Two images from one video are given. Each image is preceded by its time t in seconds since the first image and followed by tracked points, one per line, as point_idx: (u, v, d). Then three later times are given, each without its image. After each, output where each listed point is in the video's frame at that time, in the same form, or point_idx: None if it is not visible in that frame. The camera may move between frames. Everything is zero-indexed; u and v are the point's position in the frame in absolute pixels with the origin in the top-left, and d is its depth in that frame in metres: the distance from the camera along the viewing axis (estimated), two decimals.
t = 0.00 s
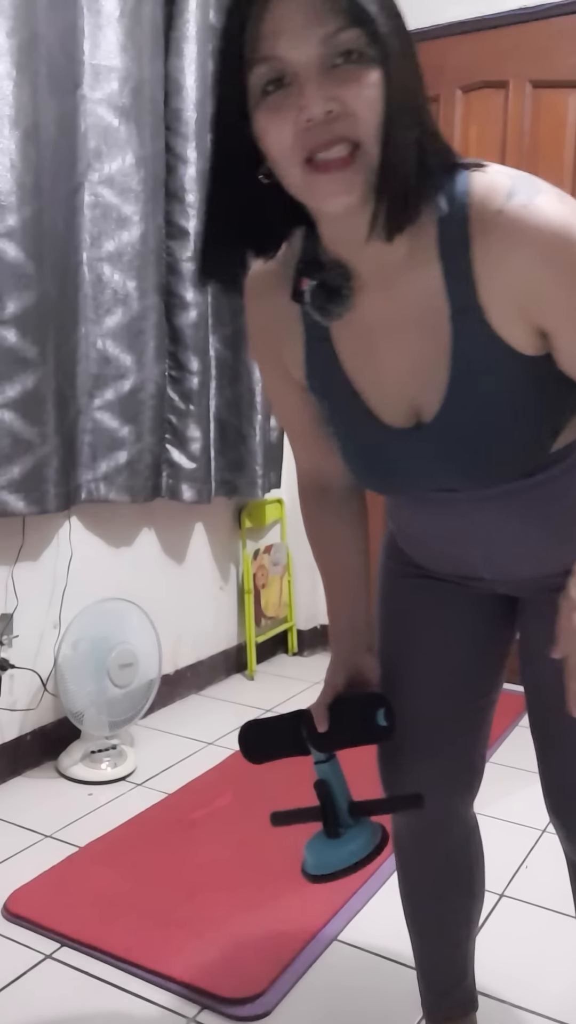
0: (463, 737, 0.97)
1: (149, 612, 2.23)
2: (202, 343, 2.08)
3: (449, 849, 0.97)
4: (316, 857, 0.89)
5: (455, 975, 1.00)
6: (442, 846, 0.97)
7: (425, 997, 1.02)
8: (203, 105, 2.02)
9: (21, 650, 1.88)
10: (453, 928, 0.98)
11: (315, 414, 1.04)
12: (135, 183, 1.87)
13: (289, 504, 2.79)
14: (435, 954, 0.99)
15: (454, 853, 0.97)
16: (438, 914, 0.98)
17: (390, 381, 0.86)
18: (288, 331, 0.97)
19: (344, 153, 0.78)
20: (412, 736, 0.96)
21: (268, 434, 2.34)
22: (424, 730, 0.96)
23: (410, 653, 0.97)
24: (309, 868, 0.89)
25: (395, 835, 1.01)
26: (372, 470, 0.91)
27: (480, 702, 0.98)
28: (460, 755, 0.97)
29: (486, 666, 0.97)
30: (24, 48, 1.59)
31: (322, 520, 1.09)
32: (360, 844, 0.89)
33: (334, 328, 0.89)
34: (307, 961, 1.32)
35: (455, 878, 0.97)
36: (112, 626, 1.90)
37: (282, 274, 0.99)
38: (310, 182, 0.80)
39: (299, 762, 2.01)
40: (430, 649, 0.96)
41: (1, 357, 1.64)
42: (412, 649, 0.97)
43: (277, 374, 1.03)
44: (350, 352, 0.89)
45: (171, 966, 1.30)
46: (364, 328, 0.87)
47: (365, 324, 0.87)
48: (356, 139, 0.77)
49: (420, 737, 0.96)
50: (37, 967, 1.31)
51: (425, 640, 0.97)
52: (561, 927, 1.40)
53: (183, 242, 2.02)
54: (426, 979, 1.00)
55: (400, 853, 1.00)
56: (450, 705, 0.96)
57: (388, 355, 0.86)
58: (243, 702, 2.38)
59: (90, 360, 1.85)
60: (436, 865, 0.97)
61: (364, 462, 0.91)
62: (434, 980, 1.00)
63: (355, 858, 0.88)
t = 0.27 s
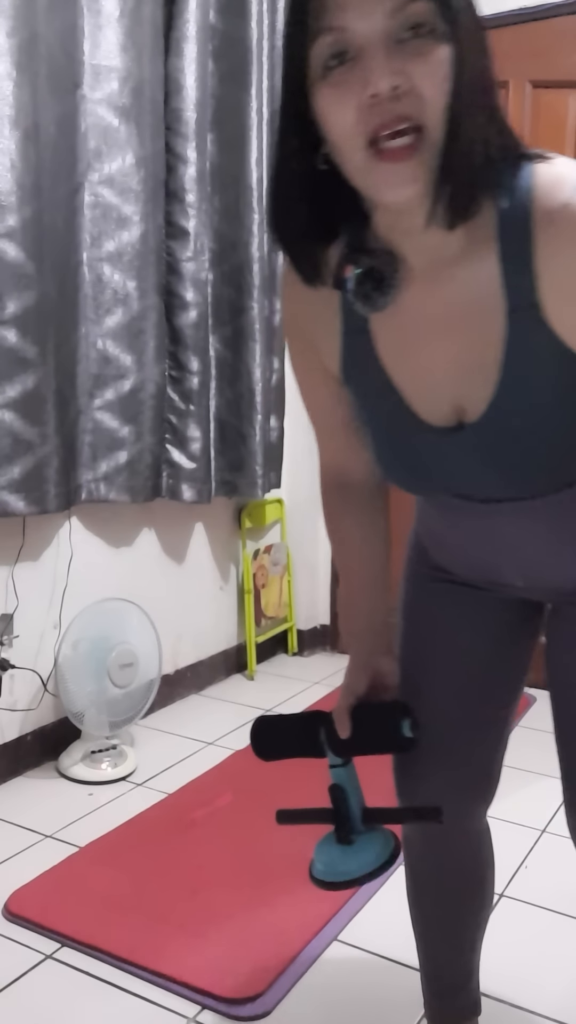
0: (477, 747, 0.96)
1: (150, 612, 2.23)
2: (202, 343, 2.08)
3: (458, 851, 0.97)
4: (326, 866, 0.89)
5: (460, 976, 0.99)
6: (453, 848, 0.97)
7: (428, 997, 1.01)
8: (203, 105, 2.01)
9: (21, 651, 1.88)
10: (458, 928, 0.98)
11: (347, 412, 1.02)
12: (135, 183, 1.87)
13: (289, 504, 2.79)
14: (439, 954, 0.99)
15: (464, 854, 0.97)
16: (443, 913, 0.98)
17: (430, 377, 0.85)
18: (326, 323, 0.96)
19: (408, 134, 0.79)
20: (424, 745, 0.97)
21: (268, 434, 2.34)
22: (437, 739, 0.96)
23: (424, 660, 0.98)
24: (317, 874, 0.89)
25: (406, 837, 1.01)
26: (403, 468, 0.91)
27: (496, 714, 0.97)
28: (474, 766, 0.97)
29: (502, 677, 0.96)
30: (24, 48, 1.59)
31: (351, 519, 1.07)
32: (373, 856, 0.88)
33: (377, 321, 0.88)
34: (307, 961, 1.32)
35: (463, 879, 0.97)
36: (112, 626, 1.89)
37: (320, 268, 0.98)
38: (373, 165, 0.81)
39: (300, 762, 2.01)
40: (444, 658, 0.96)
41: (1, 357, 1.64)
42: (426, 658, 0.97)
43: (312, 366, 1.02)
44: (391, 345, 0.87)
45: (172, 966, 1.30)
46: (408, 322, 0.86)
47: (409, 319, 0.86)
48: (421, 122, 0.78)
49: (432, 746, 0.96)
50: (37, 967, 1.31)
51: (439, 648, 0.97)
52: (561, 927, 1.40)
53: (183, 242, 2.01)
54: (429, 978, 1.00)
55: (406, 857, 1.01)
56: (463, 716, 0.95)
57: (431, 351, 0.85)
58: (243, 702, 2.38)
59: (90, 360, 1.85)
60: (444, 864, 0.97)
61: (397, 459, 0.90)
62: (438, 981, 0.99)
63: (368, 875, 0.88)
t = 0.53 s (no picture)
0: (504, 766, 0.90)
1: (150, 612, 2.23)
2: (202, 343, 2.08)
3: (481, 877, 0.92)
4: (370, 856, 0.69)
5: (470, 986, 0.97)
6: (474, 867, 0.92)
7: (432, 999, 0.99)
8: (203, 105, 2.01)
9: (21, 651, 1.88)
10: (471, 943, 0.94)
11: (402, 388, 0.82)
12: (135, 183, 1.87)
13: (289, 504, 2.79)
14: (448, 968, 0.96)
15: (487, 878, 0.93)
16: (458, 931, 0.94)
17: (494, 350, 0.71)
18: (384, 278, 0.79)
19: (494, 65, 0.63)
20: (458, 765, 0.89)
21: (268, 434, 2.34)
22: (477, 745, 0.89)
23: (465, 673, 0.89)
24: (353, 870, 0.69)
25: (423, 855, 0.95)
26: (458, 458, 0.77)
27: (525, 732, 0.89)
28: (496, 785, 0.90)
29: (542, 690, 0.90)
30: (24, 48, 1.59)
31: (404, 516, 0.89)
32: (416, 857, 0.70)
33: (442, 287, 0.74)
34: (307, 961, 1.32)
35: (481, 897, 0.93)
36: (112, 626, 1.90)
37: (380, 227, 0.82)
38: (451, 101, 0.66)
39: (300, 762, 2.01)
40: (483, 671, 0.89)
41: (1, 357, 1.64)
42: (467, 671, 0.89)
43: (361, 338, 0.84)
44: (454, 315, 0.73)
45: (172, 966, 1.30)
46: (473, 290, 0.73)
47: (475, 285, 0.73)
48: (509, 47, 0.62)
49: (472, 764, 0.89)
50: (38, 967, 1.31)
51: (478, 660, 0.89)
52: (561, 927, 1.40)
53: (183, 242, 2.02)
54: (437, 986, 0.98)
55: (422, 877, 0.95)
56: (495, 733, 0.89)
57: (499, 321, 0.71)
58: (244, 702, 2.38)
59: (90, 360, 1.85)
60: (461, 883, 0.92)
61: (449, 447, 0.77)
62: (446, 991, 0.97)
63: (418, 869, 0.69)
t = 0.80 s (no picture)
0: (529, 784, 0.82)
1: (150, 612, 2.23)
2: (202, 343, 2.07)
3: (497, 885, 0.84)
4: (436, 823, 0.70)
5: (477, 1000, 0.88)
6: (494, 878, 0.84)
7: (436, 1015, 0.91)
8: (203, 104, 2.01)
9: (21, 651, 1.88)
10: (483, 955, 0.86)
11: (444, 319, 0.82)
12: (135, 183, 1.87)
13: (289, 504, 2.79)
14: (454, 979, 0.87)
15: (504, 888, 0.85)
16: (471, 942, 0.86)
17: (553, 263, 0.65)
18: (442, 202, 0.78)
19: None
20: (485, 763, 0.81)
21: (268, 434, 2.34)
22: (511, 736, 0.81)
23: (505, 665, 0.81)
24: (409, 824, 0.71)
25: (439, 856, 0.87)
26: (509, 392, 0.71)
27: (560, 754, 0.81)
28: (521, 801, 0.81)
29: None
30: (24, 48, 1.59)
31: (436, 436, 0.89)
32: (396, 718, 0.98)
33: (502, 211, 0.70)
34: (307, 961, 1.32)
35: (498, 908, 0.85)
36: (112, 626, 1.90)
37: (443, 158, 0.81)
38: None
39: (300, 762, 2.01)
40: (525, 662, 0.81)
41: (1, 357, 1.64)
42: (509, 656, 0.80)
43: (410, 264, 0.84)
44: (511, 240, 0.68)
45: (172, 965, 1.30)
46: (539, 206, 0.67)
47: (541, 200, 0.67)
48: None
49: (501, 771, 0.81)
50: (38, 967, 1.31)
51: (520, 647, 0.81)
52: (561, 927, 1.41)
53: (183, 242, 2.01)
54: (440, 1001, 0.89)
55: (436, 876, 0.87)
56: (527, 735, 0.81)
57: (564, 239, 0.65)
58: (244, 702, 2.38)
59: (90, 360, 1.85)
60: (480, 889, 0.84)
61: (501, 374, 0.70)
62: (453, 1008, 0.88)
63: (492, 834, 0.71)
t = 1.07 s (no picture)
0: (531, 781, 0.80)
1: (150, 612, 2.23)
2: (202, 343, 2.07)
3: (490, 884, 0.84)
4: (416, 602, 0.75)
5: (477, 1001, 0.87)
6: (488, 875, 0.83)
7: (436, 1015, 0.91)
8: (203, 104, 2.01)
9: (21, 651, 1.88)
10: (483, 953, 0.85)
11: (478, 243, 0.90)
12: (135, 183, 1.87)
13: (289, 504, 2.79)
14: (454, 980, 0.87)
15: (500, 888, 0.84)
16: (468, 940, 0.85)
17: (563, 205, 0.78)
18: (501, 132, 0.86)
19: None
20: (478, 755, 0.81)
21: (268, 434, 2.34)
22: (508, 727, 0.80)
23: (500, 646, 0.80)
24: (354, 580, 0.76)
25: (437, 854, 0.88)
26: (519, 315, 0.81)
27: (549, 754, 0.81)
28: (518, 799, 0.81)
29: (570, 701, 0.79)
30: (24, 48, 1.59)
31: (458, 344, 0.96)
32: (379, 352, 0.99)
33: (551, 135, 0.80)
34: (307, 961, 1.32)
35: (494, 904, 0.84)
36: (112, 626, 1.90)
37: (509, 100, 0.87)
38: None
39: (300, 762, 2.01)
40: (526, 644, 0.79)
41: (1, 357, 1.64)
42: (505, 643, 0.80)
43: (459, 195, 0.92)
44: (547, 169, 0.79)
45: (172, 965, 1.30)
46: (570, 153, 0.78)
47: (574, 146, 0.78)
48: None
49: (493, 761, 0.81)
50: (38, 967, 1.31)
51: (516, 626, 0.80)
52: (561, 927, 1.40)
53: (183, 242, 2.01)
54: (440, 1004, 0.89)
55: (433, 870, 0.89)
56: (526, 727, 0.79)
57: None
58: (244, 702, 2.38)
59: (90, 360, 1.85)
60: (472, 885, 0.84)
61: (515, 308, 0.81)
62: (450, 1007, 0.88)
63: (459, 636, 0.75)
